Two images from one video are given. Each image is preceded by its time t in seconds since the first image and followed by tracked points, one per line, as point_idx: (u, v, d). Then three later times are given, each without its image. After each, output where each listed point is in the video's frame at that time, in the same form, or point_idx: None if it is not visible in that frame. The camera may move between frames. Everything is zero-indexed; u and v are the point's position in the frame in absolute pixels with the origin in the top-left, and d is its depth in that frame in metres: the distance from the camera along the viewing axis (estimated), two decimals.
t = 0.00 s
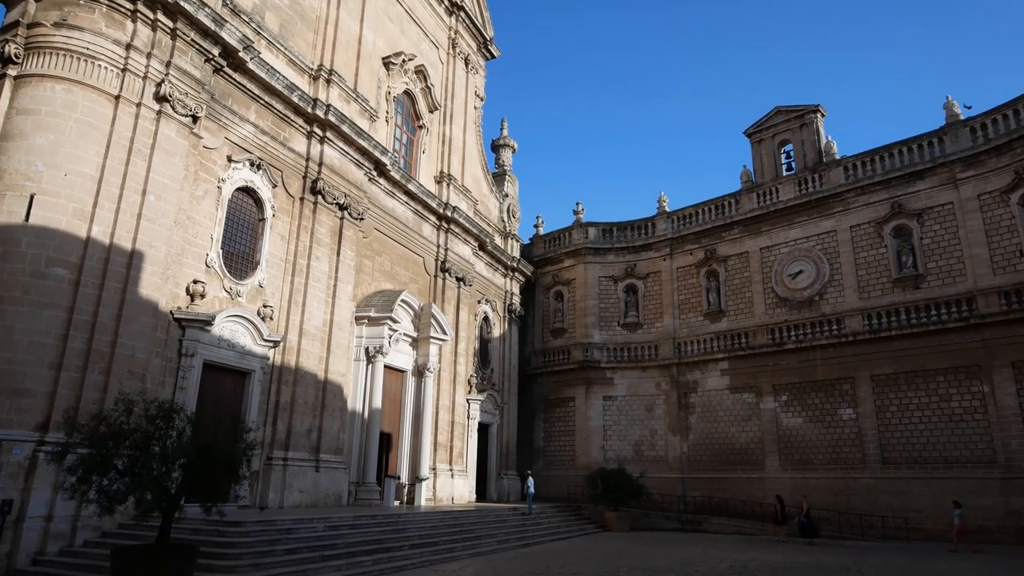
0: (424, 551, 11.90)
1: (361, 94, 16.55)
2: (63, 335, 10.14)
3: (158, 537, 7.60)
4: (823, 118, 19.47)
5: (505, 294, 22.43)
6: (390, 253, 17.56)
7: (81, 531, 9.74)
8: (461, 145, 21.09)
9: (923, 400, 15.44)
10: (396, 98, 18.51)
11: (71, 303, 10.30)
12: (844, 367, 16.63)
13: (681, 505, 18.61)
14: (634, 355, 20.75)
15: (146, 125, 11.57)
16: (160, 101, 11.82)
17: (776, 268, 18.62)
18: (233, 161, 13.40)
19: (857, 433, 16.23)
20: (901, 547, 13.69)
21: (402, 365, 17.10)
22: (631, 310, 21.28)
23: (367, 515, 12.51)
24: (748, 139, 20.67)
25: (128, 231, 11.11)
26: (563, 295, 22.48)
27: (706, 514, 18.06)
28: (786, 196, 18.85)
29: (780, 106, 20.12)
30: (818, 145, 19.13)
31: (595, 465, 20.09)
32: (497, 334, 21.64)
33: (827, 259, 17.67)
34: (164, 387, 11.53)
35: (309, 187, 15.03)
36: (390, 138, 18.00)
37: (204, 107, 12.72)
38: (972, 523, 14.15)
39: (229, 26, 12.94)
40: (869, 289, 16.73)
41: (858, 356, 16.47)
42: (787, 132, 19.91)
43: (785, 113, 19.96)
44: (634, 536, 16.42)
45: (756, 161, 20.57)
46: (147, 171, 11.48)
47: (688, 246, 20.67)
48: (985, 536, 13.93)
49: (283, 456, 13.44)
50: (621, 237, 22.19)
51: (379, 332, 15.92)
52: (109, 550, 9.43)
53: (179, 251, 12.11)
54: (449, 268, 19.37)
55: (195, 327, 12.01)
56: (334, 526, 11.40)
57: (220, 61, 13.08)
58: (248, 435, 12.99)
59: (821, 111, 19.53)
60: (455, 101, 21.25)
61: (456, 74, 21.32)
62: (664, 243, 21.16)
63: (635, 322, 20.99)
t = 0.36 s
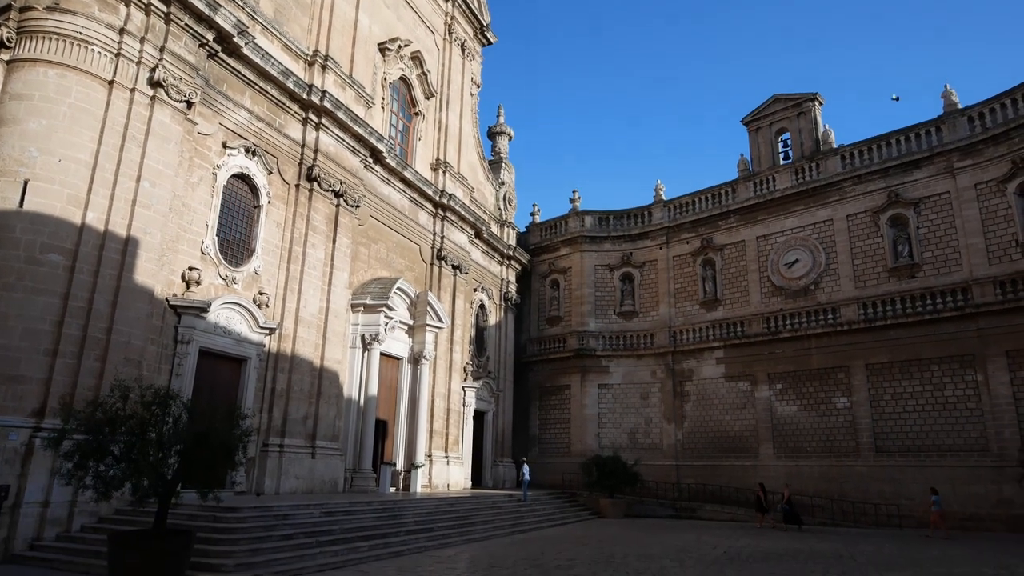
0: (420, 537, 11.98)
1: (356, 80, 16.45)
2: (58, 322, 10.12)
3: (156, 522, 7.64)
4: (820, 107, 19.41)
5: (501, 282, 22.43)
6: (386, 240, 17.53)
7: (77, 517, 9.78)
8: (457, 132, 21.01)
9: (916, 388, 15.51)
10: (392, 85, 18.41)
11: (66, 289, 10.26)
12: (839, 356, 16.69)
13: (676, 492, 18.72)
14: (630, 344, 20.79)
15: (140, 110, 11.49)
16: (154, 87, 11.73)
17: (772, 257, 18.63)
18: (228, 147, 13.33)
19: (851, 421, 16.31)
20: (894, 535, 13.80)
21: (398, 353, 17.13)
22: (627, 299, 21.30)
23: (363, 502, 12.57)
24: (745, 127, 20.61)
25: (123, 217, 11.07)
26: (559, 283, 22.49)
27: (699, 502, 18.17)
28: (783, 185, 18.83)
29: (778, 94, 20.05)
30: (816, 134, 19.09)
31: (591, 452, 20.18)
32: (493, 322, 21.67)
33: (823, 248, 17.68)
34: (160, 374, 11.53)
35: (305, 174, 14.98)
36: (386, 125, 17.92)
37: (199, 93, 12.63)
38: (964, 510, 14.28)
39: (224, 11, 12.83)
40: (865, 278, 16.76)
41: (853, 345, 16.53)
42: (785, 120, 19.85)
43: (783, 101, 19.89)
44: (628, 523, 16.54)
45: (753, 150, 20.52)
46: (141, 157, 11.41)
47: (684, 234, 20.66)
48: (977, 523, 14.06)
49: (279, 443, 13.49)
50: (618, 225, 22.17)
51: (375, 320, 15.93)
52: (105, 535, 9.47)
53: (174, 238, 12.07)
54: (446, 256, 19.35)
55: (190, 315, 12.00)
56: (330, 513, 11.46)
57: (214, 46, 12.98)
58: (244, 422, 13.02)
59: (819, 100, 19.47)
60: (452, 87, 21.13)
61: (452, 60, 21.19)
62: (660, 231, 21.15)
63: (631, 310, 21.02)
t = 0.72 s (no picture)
0: (417, 526, 12.01)
1: (353, 69, 16.38)
2: (54, 311, 10.09)
3: (152, 512, 7.65)
4: (818, 97, 19.39)
5: (498, 272, 22.43)
6: (383, 230, 17.49)
7: (74, 506, 9.78)
8: (454, 121, 20.95)
9: (912, 378, 15.57)
10: (389, 74, 18.34)
11: (61, 278, 10.23)
12: (835, 346, 16.73)
13: (672, 481, 18.79)
14: (627, 334, 20.82)
15: (135, 99, 11.43)
16: (149, 75, 11.66)
17: (769, 247, 18.65)
18: (224, 136, 13.28)
19: (846, 411, 16.38)
20: (888, 524, 13.88)
21: (395, 342, 17.14)
22: (623, 289, 21.32)
23: (360, 491, 12.59)
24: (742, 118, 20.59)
25: (118, 206, 11.02)
26: (556, 273, 22.49)
27: (695, 491, 18.25)
28: (780, 175, 18.83)
29: (775, 84, 20.02)
30: (813, 124, 19.09)
31: (587, 442, 20.24)
32: (490, 312, 21.69)
33: (820, 238, 17.71)
34: (157, 363, 11.52)
35: (301, 163, 14.93)
36: (382, 114, 17.86)
37: (194, 81, 12.55)
38: (958, 500, 14.36)
39: None
40: (861, 268, 16.79)
41: (849, 335, 16.57)
42: (782, 110, 19.84)
43: (780, 91, 19.86)
44: (624, 512, 16.61)
45: (750, 140, 20.51)
46: (137, 145, 11.36)
47: (681, 224, 20.66)
48: (971, 513, 14.14)
49: (276, 433, 13.49)
50: (615, 216, 22.17)
51: (372, 310, 15.93)
52: (103, 524, 9.47)
53: (171, 227, 12.04)
54: (442, 246, 19.33)
55: (187, 304, 11.99)
56: (327, 502, 11.48)
57: (209, 34, 12.90)
58: (241, 411, 13.01)
59: (817, 90, 19.45)
60: (449, 76, 21.05)
61: (449, 49, 21.11)
62: (657, 222, 21.15)
63: (628, 301, 21.04)
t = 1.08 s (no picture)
0: (416, 517, 12.06)
1: (350, 60, 16.31)
2: (52, 303, 10.07)
3: (151, 503, 7.67)
4: (817, 87, 19.34)
5: (496, 264, 22.41)
6: (380, 221, 17.45)
7: (74, 497, 9.81)
8: (452, 112, 20.87)
9: (909, 369, 15.60)
10: (386, 64, 18.25)
11: (58, 270, 10.20)
12: (833, 338, 16.76)
13: (669, 472, 18.87)
14: (625, 325, 20.83)
15: (131, 90, 11.37)
16: (145, 65, 11.59)
17: (767, 239, 18.64)
18: (221, 127, 13.23)
19: (843, 402, 16.43)
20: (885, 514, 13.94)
21: (393, 334, 17.16)
22: (621, 280, 21.32)
23: (359, 482, 12.63)
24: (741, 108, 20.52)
25: (115, 197, 10.98)
26: (554, 264, 22.49)
27: (693, 482, 18.32)
28: (778, 166, 18.79)
29: (774, 75, 19.94)
30: (811, 114, 19.04)
31: (585, 433, 20.30)
32: (488, 304, 21.69)
33: (818, 229, 17.70)
34: (155, 355, 11.51)
35: (298, 154, 14.88)
36: (380, 105, 17.79)
37: (190, 72, 12.48)
38: (954, 490, 14.43)
39: None
40: (860, 260, 16.79)
41: (846, 326, 16.59)
42: (781, 101, 19.78)
43: (779, 82, 19.79)
44: (621, 502, 16.69)
45: (749, 131, 20.46)
46: (133, 136, 11.31)
47: (679, 216, 20.64)
48: (967, 502, 14.22)
49: (275, 424, 13.51)
50: (613, 207, 22.14)
51: (370, 302, 15.94)
52: (102, 515, 9.49)
53: (168, 218, 12.01)
54: (440, 237, 19.30)
55: (185, 296, 11.97)
56: (326, 493, 11.52)
57: (205, 24, 12.82)
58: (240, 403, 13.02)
59: (816, 80, 19.39)
60: (446, 67, 20.96)
61: (447, 39, 21.01)
62: (655, 213, 21.13)
63: (626, 292, 21.04)
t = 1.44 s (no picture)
0: (415, 507, 12.11)
1: (347, 50, 16.22)
2: (49, 295, 10.05)
3: (151, 494, 7.67)
4: (816, 77, 19.27)
5: (494, 255, 22.39)
6: (379, 212, 17.42)
7: (74, 488, 9.83)
8: (450, 102, 20.78)
9: (906, 360, 15.64)
10: (383, 54, 18.16)
11: (56, 262, 10.17)
12: (831, 328, 16.78)
13: (667, 462, 18.94)
14: (623, 316, 20.83)
15: (127, 80, 11.30)
16: (141, 55, 11.51)
17: (766, 229, 18.63)
18: (218, 118, 13.16)
19: (841, 392, 16.48)
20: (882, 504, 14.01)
21: (392, 325, 17.18)
22: (620, 271, 21.31)
23: (358, 472, 12.67)
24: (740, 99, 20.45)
25: (112, 188, 10.94)
26: (552, 255, 22.48)
27: (691, 472, 18.38)
28: (777, 157, 18.75)
29: (773, 64, 19.86)
30: (811, 105, 18.98)
31: (583, 423, 20.35)
32: (486, 295, 21.69)
33: (817, 220, 17.69)
34: (153, 347, 11.51)
35: (295, 145, 14.82)
36: (377, 95, 17.71)
37: (187, 62, 12.41)
38: (950, 480, 14.50)
39: None
40: (858, 250, 16.80)
41: (844, 317, 16.61)
42: (780, 91, 19.71)
43: (779, 71, 19.72)
44: (620, 492, 16.77)
45: (748, 121, 20.40)
46: (130, 127, 11.26)
47: (678, 206, 20.61)
48: (963, 492, 14.30)
49: (274, 415, 13.52)
50: (612, 197, 22.11)
51: (369, 293, 15.95)
52: (102, 506, 9.51)
53: (165, 210, 11.97)
54: (438, 228, 19.27)
55: (183, 287, 11.95)
56: (325, 483, 11.56)
57: (201, 14, 12.73)
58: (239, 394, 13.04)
59: (815, 70, 19.32)
60: (444, 57, 20.85)
61: (445, 29, 20.90)
62: (654, 203, 21.10)
63: (624, 283, 21.05)
